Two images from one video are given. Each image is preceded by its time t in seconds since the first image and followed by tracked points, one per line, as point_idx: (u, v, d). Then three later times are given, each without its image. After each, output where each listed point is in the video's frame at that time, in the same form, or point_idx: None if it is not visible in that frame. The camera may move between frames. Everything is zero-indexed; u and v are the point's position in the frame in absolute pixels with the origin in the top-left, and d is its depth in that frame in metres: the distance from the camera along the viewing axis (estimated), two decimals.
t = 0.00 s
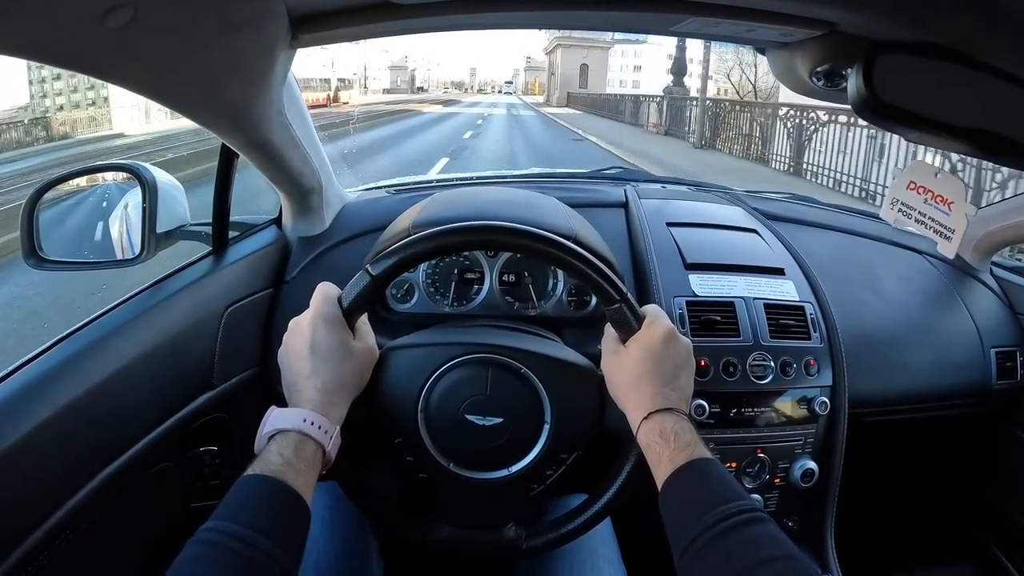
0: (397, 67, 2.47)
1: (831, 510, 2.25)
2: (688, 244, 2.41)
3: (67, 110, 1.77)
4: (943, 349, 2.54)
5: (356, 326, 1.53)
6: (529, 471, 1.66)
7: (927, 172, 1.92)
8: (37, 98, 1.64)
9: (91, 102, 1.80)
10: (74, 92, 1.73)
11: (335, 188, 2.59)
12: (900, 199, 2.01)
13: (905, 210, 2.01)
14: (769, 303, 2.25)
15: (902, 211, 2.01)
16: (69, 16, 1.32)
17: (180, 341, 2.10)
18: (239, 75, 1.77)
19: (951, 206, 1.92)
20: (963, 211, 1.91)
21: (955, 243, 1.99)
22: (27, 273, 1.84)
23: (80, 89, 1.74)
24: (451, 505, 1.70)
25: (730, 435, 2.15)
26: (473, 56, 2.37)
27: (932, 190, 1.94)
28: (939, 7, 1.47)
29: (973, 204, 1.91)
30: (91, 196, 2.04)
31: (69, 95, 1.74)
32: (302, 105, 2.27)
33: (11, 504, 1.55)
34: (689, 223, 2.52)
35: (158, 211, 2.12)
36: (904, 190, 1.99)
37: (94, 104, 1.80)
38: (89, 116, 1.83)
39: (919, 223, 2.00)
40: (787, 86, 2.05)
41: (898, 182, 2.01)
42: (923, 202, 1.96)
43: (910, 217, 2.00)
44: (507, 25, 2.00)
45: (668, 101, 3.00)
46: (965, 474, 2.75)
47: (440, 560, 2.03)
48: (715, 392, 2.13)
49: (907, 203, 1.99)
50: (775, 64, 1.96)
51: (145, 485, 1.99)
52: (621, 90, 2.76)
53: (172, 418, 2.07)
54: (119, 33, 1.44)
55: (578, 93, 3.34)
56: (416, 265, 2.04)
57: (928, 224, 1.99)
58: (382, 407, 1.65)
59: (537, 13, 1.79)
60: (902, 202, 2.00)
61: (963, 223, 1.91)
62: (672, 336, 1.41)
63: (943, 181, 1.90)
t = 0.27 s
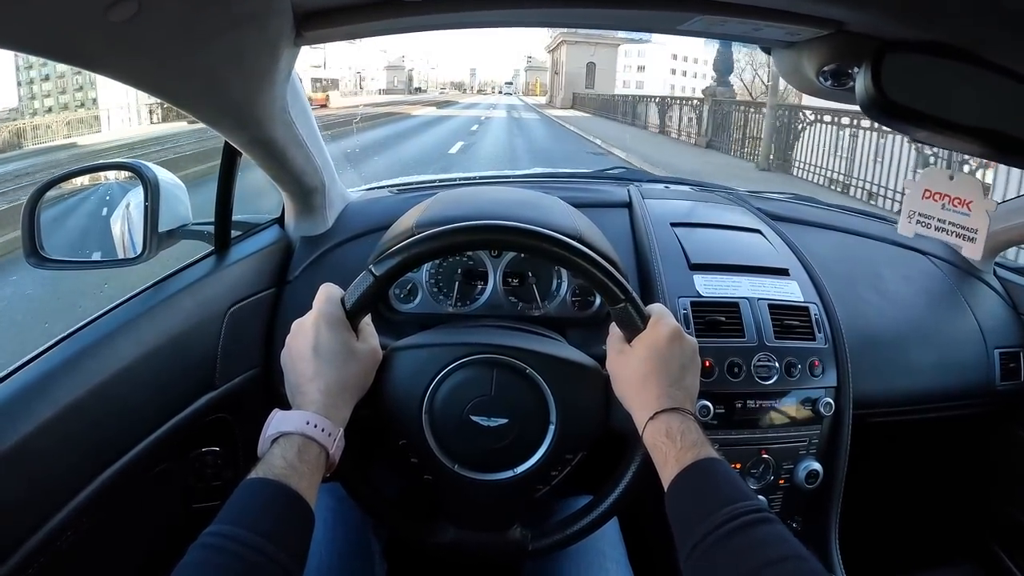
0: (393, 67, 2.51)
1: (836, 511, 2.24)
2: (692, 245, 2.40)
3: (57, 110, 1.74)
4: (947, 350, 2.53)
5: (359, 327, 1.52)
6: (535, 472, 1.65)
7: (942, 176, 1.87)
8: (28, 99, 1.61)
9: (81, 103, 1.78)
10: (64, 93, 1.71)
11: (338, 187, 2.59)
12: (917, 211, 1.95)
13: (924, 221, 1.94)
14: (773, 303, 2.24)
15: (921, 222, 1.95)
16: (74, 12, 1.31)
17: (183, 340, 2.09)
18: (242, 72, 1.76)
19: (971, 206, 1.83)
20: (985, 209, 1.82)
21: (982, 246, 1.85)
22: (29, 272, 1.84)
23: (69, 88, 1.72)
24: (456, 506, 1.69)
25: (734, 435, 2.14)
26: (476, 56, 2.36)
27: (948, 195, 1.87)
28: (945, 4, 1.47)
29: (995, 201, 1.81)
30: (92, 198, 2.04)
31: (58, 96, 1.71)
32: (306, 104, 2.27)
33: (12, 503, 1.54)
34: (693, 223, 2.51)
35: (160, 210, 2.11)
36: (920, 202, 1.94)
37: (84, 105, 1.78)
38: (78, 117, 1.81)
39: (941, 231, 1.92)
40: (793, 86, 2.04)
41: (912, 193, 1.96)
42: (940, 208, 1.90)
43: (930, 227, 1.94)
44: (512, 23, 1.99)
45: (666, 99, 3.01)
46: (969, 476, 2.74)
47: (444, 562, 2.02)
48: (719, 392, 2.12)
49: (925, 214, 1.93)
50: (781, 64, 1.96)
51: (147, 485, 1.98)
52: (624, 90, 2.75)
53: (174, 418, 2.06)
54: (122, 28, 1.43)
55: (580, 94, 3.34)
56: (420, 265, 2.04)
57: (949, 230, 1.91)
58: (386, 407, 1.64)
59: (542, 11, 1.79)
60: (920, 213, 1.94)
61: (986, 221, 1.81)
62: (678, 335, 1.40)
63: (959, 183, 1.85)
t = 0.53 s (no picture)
0: (391, 67, 2.47)
1: (835, 509, 2.26)
2: (694, 245, 2.43)
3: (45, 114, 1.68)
4: (946, 350, 2.56)
5: (365, 329, 1.53)
6: (540, 469, 1.68)
7: (941, 179, 1.89)
8: (16, 100, 1.58)
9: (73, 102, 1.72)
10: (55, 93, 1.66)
11: (343, 187, 2.61)
12: (916, 214, 1.96)
13: (922, 223, 1.96)
14: (774, 303, 2.26)
15: (920, 224, 1.96)
16: (87, 18, 1.34)
17: (190, 339, 2.12)
18: (250, 76, 1.78)
19: (969, 208, 1.85)
20: (982, 213, 1.84)
21: (979, 248, 1.87)
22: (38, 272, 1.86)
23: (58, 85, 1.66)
24: (464, 503, 1.71)
25: (734, 434, 2.16)
26: (477, 57, 2.41)
27: (945, 197, 1.89)
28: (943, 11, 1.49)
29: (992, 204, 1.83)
30: (97, 195, 2.07)
31: (46, 97, 1.66)
32: (312, 104, 2.29)
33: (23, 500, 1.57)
34: (695, 223, 2.54)
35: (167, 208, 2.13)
36: (919, 204, 1.95)
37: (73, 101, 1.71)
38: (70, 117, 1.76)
39: (939, 232, 1.94)
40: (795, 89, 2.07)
41: (912, 195, 1.97)
42: (938, 211, 1.91)
43: (928, 228, 1.95)
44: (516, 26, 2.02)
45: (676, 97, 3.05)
46: (968, 475, 2.76)
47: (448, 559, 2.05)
48: (720, 391, 2.15)
49: (924, 216, 1.95)
50: (782, 68, 1.99)
51: (154, 483, 2.01)
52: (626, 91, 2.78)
53: (182, 417, 2.08)
54: (133, 34, 1.46)
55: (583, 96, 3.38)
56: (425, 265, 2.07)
57: (946, 232, 1.93)
58: (393, 406, 1.67)
59: (548, 16, 1.81)
60: (919, 215, 1.96)
61: (983, 224, 1.83)
62: (678, 330, 1.42)
63: (957, 186, 1.86)
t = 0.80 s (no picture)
0: (388, 65, 2.49)
1: (836, 510, 2.26)
2: (695, 246, 2.42)
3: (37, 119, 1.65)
4: (947, 350, 2.56)
5: (364, 333, 1.53)
6: (542, 469, 1.67)
7: (936, 176, 1.88)
8: (5, 103, 1.56)
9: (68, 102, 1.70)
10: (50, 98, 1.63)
11: (344, 187, 2.61)
12: (913, 208, 1.96)
13: (916, 217, 1.96)
14: (775, 304, 2.26)
15: (914, 219, 1.96)
16: (90, 18, 1.34)
17: (190, 339, 2.12)
18: (252, 77, 1.78)
19: (961, 211, 1.84)
20: (975, 215, 1.82)
21: (966, 251, 1.87)
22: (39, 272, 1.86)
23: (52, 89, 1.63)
24: (467, 504, 1.71)
25: (735, 435, 2.16)
26: (476, 57, 2.41)
27: (941, 196, 1.88)
28: (946, 12, 1.49)
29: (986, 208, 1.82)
30: (98, 195, 2.06)
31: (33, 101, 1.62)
32: (313, 104, 2.29)
33: (23, 500, 1.57)
34: (695, 224, 2.54)
35: (167, 207, 2.14)
36: (915, 199, 1.94)
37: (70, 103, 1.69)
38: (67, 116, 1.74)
39: (931, 230, 1.93)
40: (797, 91, 2.06)
41: (908, 189, 1.96)
42: (932, 208, 1.91)
43: (922, 225, 1.94)
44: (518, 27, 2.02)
45: (679, 96, 3.08)
46: (967, 476, 2.76)
47: (448, 560, 2.05)
48: (720, 392, 2.15)
49: (918, 211, 1.94)
50: (785, 68, 1.99)
51: (154, 483, 2.01)
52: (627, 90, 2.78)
53: (183, 417, 2.08)
54: (136, 34, 1.46)
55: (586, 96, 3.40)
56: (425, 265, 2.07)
57: (938, 231, 1.92)
58: (394, 407, 1.67)
59: (550, 16, 1.81)
60: (914, 210, 1.95)
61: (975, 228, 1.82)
62: (678, 327, 1.42)
63: (953, 187, 1.85)
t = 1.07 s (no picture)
0: (383, 64, 2.50)
1: (836, 509, 2.26)
2: (694, 244, 2.42)
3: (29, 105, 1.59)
4: (946, 350, 2.55)
5: (361, 332, 1.53)
6: (541, 468, 1.67)
7: (943, 181, 1.88)
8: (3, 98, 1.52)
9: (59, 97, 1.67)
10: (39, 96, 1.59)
11: (343, 186, 2.60)
12: (924, 217, 1.95)
13: (930, 225, 1.95)
14: (774, 303, 2.26)
15: (929, 228, 1.95)
16: (87, 14, 1.33)
17: (188, 338, 2.11)
18: (249, 74, 1.78)
19: (977, 208, 1.85)
20: (990, 209, 1.83)
21: (989, 247, 1.86)
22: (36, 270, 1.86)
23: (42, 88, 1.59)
24: (466, 503, 1.70)
25: (735, 434, 2.16)
26: (474, 56, 2.41)
27: (952, 198, 1.88)
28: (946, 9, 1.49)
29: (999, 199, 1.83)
30: (97, 193, 2.06)
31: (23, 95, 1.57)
32: (311, 102, 2.28)
33: (19, 498, 1.56)
34: (695, 222, 2.53)
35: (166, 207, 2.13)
36: (925, 207, 1.94)
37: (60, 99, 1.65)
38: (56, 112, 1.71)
39: (949, 234, 1.93)
40: (796, 89, 2.06)
41: (917, 199, 1.96)
42: (945, 212, 1.91)
43: (938, 232, 1.94)
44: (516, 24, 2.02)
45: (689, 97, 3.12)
46: (967, 475, 2.75)
47: (446, 559, 2.04)
48: (720, 391, 2.14)
49: (931, 219, 1.94)
50: (784, 66, 1.98)
51: (152, 483, 2.00)
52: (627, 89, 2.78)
53: (180, 416, 2.08)
54: (133, 31, 1.45)
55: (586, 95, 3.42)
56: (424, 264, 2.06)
57: (955, 233, 1.92)
58: (393, 406, 1.66)
59: (548, 14, 1.80)
60: (926, 218, 1.95)
61: (994, 221, 1.83)
62: (676, 324, 1.42)
63: (962, 186, 1.86)
